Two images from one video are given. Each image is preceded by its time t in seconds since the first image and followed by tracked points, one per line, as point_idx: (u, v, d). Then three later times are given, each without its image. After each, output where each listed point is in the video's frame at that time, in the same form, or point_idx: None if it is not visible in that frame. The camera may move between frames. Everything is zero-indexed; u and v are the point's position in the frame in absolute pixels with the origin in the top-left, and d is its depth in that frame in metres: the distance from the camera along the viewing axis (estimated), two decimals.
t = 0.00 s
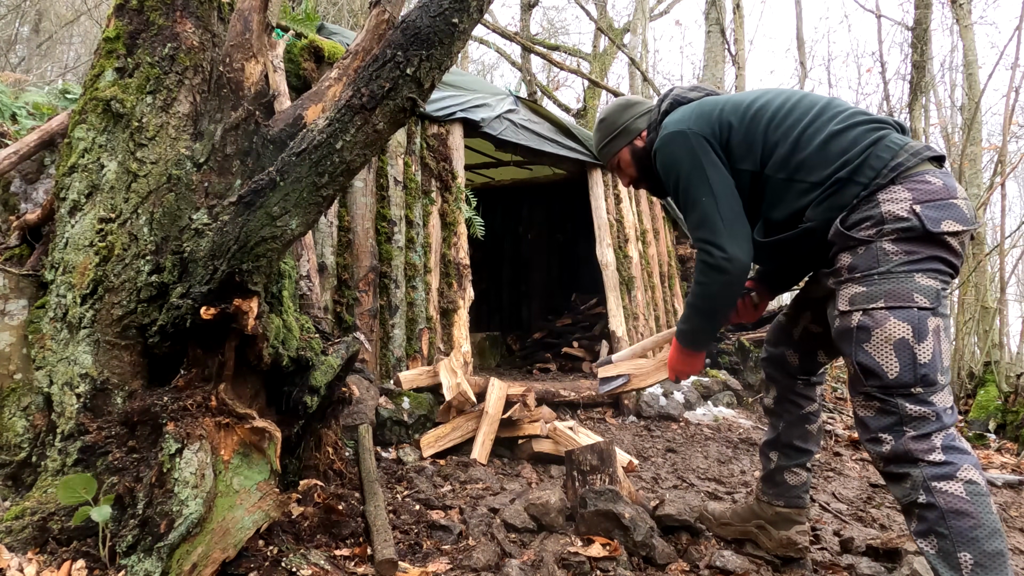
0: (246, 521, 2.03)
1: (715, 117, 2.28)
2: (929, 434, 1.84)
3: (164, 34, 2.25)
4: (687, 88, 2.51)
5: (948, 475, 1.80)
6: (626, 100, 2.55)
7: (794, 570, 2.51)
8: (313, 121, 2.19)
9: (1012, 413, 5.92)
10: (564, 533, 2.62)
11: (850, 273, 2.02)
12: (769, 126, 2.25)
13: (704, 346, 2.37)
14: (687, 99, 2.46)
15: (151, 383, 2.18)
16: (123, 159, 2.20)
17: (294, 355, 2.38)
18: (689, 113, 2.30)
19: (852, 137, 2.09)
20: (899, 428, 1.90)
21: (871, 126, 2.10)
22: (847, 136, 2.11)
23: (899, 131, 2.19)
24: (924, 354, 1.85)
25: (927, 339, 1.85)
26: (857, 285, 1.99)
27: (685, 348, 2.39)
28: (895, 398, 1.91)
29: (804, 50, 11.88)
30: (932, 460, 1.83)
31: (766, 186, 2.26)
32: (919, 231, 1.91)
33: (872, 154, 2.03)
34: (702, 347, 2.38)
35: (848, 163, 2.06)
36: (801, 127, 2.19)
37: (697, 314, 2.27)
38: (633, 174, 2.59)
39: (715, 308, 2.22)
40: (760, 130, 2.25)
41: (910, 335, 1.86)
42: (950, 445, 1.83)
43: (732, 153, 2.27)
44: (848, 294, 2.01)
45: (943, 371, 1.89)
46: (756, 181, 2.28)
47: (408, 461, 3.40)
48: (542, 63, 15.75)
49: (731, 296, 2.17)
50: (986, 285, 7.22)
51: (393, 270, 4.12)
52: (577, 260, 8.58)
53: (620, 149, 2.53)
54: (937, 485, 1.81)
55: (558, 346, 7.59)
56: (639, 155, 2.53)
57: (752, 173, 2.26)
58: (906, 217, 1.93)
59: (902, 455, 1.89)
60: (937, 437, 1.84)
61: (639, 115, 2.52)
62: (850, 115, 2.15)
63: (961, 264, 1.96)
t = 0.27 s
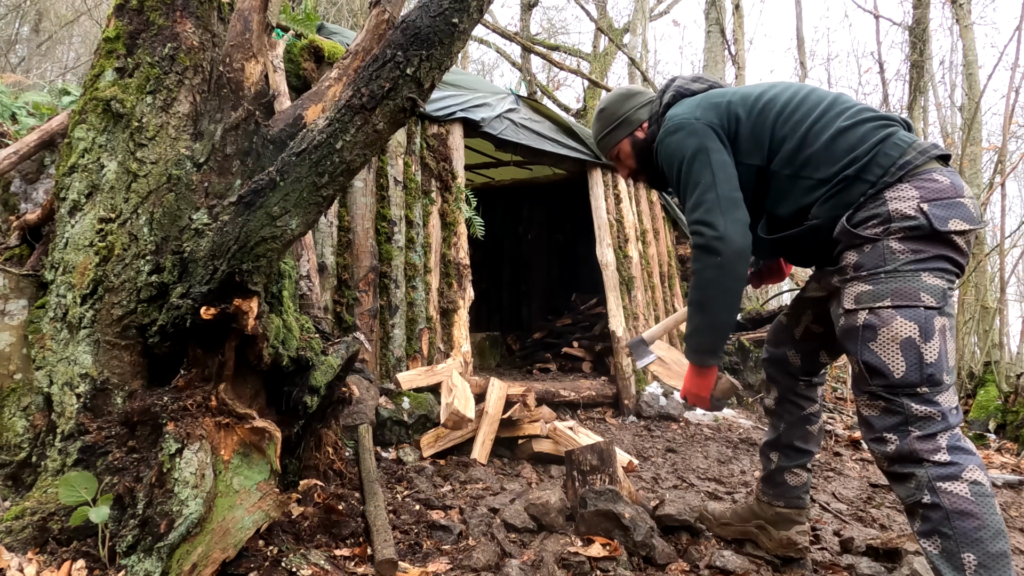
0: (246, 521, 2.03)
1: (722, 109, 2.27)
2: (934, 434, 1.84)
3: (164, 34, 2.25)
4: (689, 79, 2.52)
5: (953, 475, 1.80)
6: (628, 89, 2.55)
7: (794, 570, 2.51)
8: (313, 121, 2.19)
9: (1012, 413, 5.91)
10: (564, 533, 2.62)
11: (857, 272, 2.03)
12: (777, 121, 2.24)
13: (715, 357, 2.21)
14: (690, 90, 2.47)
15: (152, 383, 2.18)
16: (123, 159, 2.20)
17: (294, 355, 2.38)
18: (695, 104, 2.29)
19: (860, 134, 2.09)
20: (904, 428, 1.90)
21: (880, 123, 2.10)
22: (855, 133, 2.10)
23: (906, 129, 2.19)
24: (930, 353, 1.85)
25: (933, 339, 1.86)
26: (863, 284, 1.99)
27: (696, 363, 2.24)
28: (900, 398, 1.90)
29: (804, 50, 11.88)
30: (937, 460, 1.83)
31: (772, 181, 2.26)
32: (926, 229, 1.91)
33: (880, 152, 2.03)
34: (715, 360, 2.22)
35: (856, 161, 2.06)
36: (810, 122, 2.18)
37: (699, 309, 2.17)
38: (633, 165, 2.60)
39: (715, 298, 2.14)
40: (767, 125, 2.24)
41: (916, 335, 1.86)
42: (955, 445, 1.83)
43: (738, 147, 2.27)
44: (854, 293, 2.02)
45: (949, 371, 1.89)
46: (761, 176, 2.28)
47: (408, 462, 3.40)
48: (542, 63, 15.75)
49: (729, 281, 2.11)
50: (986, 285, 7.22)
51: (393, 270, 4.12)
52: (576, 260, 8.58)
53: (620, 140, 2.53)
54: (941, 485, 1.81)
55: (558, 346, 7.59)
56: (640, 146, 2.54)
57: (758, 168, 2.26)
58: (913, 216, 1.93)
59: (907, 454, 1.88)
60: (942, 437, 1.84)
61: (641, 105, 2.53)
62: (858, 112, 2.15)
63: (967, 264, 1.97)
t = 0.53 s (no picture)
0: (246, 521, 2.03)
1: (723, 106, 2.29)
2: (936, 434, 1.84)
3: (164, 34, 2.25)
4: (692, 74, 2.52)
5: (955, 476, 1.80)
6: (630, 84, 2.56)
7: (795, 570, 2.51)
8: (313, 121, 2.19)
9: (1012, 413, 5.91)
10: (564, 533, 2.62)
11: (858, 271, 2.02)
12: (778, 117, 2.24)
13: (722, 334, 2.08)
14: (691, 86, 2.47)
15: (152, 383, 2.18)
16: (123, 159, 2.20)
17: (294, 355, 2.38)
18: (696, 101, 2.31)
19: (862, 132, 2.08)
20: (906, 428, 1.90)
21: (882, 121, 2.09)
22: (857, 130, 2.10)
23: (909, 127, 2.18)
24: (932, 353, 1.85)
25: (935, 339, 1.85)
26: (865, 283, 1.99)
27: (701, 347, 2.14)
28: (902, 398, 1.90)
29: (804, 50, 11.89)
30: (939, 460, 1.83)
31: (772, 177, 2.26)
32: (927, 228, 1.91)
33: (882, 149, 2.03)
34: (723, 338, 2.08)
35: (858, 158, 2.05)
36: (811, 118, 2.18)
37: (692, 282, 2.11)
38: (633, 160, 2.62)
39: (706, 266, 2.08)
40: (768, 121, 2.25)
41: (918, 335, 1.86)
42: (957, 445, 1.83)
43: (738, 142, 2.28)
44: (856, 292, 2.01)
45: (951, 371, 1.89)
46: (761, 172, 2.28)
47: (408, 462, 3.40)
48: (542, 63, 15.75)
49: (716, 246, 2.06)
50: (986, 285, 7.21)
51: (393, 270, 4.12)
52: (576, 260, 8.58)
53: (621, 134, 2.54)
54: (943, 486, 1.81)
55: (558, 346, 7.58)
56: (640, 141, 2.55)
57: (759, 163, 2.26)
58: (914, 214, 1.93)
59: (908, 455, 1.88)
60: (944, 437, 1.84)
61: (643, 100, 2.53)
62: (861, 109, 2.14)
63: (968, 263, 1.97)
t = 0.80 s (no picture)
0: (246, 521, 2.03)
1: (717, 107, 2.30)
2: (932, 434, 1.84)
3: (164, 34, 2.25)
4: (691, 78, 2.53)
5: (951, 476, 1.80)
6: (631, 85, 2.56)
7: (794, 570, 2.51)
8: (313, 121, 2.18)
9: (1012, 413, 5.91)
10: (564, 533, 2.62)
11: (852, 271, 2.02)
12: (772, 117, 2.24)
13: (729, 343, 2.16)
14: (689, 89, 2.48)
15: (151, 383, 2.18)
16: (123, 159, 2.20)
17: (294, 355, 2.37)
18: (691, 103, 2.31)
19: (856, 132, 2.08)
20: (902, 428, 1.90)
21: (877, 121, 2.09)
22: (852, 130, 2.10)
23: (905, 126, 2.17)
24: (928, 353, 1.84)
25: (930, 339, 1.85)
26: (859, 283, 1.99)
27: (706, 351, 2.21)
28: (897, 398, 1.90)
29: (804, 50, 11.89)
30: (935, 461, 1.82)
31: (767, 177, 2.27)
32: (921, 229, 1.91)
33: (876, 150, 2.03)
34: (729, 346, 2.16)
35: (852, 159, 2.06)
36: (806, 117, 2.18)
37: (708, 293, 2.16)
38: (631, 160, 2.63)
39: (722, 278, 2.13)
40: (762, 121, 2.25)
41: (913, 335, 1.85)
42: (953, 445, 1.83)
43: (733, 142, 2.28)
44: (850, 292, 2.01)
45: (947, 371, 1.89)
46: (757, 172, 2.29)
47: (408, 462, 3.39)
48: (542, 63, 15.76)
49: (733, 261, 2.10)
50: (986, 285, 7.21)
51: (393, 270, 4.12)
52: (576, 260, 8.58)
53: (620, 134, 2.55)
54: (940, 486, 1.81)
55: (558, 346, 7.58)
56: (638, 142, 2.55)
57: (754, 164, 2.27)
58: (908, 215, 1.93)
59: (905, 455, 1.88)
60: (940, 437, 1.83)
61: (642, 102, 2.54)
62: (856, 109, 2.14)
63: (963, 263, 1.96)
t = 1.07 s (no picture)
0: (246, 521, 2.03)
1: (709, 109, 2.33)
2: (927, 434, 1.84)
3: (164, 34, 2.25)
4: (694, 75, 2.55)
5: (946, 476, 1.80)
6: (639, 81, 2.65)
7: (795, 570, 2.51)
8: (313, 121, 2.18)
9: (1012, 413, 5.91)
10: (564, 533, 2.62)
11: (848, 271, 2.02)
12: (766, 118, 2.26)
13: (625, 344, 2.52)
14: (691, 88, 2.51)
15: (152, 383, 2.18)
16: (123, 159, 2.20)
17: (294, 355, 2.37)
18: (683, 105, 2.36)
19: (852, 132, 2.09)
20: (897, 428, 1.90)
21: (873, 121, 2.09)
22: (847, 130, 2.10)
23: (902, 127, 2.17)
24: (922, 354, 1.84)
25: (925, 339, 1.85)
26: (854, 284, 1.99)
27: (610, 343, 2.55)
28: (892, 398, 1.90)
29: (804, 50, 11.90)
30: (930, 461, 1.83)
31: (760, 178, 2.28)
32: (917, 229, 1.91)
33: (872, 149, 2.03)
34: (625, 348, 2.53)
35: (847, 158, 2.06)
36: (797, 121, 2.20)
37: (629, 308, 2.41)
38: (634, 156, 2.75)
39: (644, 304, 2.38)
40: (755, 122, 2.27)
41: (908, 335, 1.85)
42: (949, 445, 1.83)
43: (723, 146, 2.33)
44: (846, 293, 2.01)
45: (942, 371, 1.89)
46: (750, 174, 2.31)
47: (408, 461, 3.39)
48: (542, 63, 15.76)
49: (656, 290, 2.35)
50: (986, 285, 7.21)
51: (393, 270, 4.12)
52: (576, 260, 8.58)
53: (624, 130, 2.68)
54: (935, 486, 1.81)
55: (558, 346, 7.58)
56: (641, 138, 2.67)
57: (745, 167, 2.31)
58: (903, 215, 1.93)
59: (900, 456, 1.89)
60: (935, 437, 1.83)
61: (646, 99, 2.63)
62: (851, 110, 2.15)
63: (959, 263, 1.96)
